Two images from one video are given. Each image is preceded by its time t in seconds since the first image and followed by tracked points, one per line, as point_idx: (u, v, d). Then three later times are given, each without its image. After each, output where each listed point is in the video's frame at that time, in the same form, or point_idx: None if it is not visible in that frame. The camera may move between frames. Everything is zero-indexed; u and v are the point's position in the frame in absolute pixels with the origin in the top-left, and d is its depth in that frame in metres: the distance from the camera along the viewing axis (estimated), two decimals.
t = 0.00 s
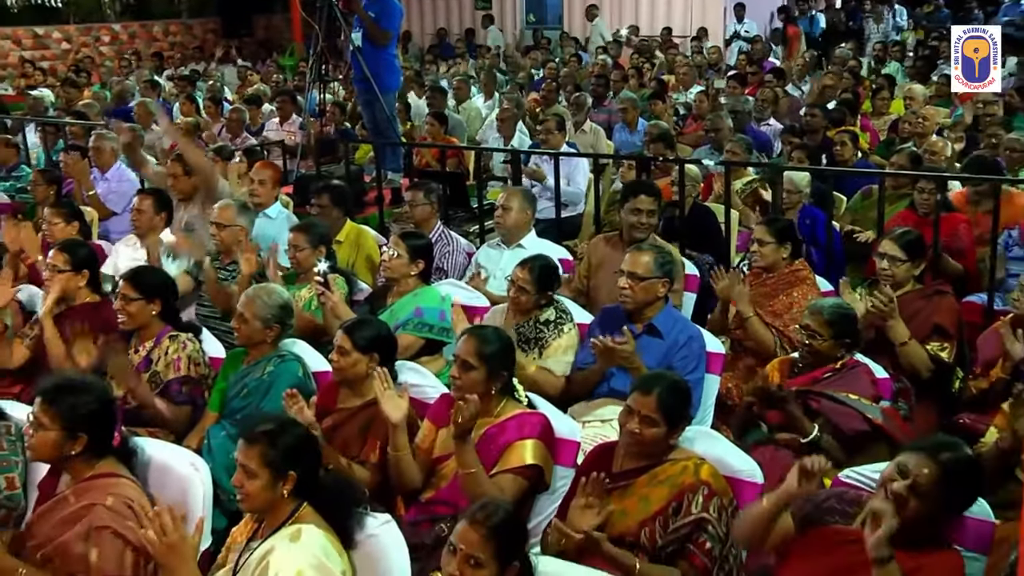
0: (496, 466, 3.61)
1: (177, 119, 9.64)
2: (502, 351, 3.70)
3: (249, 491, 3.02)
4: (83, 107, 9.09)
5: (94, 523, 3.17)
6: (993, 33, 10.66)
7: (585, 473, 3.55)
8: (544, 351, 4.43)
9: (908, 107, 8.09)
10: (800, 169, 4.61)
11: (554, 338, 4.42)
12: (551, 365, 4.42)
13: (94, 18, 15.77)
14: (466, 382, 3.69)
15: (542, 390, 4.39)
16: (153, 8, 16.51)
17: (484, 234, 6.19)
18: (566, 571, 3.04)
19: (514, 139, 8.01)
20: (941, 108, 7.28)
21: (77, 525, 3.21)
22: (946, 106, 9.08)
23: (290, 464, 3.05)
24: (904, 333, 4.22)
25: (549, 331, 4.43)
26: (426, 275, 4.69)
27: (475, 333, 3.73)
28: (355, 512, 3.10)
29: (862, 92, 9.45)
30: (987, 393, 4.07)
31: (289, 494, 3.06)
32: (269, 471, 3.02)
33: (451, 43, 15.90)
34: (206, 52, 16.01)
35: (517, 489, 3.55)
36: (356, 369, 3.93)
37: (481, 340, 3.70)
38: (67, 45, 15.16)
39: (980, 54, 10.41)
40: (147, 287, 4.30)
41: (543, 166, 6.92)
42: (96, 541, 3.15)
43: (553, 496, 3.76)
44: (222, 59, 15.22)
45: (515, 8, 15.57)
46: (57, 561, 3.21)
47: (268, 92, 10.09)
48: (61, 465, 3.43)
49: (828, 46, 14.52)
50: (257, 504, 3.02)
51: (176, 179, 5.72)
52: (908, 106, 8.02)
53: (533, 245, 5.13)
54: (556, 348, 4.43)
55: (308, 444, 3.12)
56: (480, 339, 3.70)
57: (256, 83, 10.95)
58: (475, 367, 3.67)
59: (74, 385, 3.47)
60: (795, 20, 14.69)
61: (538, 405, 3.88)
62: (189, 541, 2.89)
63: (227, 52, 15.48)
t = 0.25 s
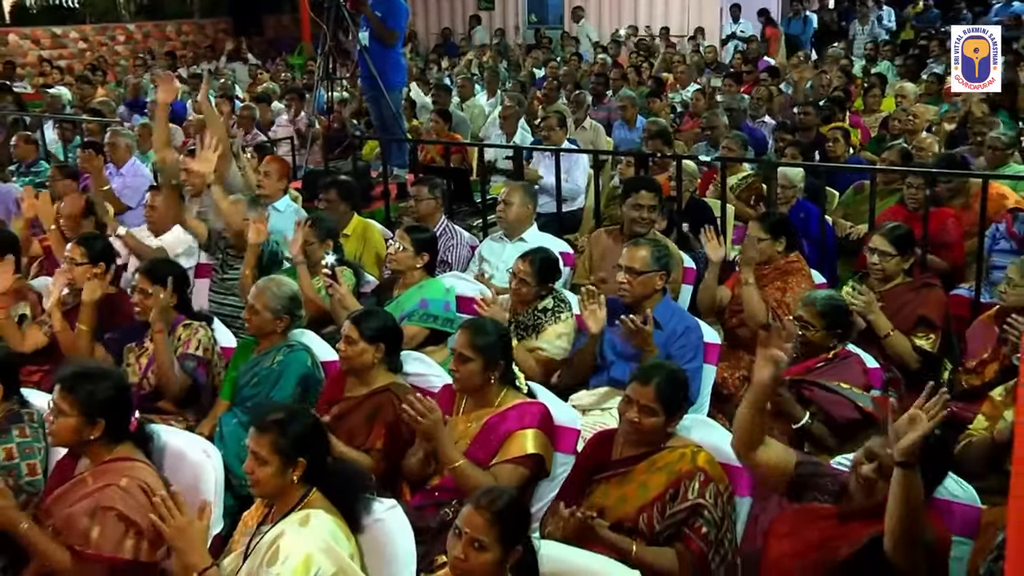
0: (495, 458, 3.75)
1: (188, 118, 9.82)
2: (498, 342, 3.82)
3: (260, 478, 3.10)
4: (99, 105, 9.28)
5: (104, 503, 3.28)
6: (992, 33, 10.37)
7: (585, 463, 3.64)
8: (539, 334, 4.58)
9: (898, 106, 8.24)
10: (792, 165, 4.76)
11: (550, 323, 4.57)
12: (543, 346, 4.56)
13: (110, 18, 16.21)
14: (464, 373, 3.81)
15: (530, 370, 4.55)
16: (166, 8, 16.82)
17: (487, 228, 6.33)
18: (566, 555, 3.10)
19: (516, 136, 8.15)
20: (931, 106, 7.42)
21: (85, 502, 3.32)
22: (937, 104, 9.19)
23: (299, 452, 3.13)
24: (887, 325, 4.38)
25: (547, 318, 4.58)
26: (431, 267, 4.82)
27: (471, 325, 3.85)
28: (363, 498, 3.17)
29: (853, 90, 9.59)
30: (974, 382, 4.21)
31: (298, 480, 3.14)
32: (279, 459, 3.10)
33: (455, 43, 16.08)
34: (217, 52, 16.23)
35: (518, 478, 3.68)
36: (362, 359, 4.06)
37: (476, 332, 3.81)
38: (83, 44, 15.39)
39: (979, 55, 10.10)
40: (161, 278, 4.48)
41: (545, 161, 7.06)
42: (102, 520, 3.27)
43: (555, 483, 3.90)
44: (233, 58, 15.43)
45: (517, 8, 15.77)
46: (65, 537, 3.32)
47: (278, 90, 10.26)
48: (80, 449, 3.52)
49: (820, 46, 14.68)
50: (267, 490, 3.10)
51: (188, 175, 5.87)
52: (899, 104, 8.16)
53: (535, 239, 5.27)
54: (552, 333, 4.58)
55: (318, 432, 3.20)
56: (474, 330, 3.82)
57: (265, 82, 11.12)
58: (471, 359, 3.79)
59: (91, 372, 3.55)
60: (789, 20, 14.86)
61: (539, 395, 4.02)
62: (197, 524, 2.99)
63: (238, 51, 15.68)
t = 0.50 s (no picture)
0: (498, 444, 3.88)
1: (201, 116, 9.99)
2: (500, 332, 3.96)
3: (271, 466, 3.21)
4: (117, 105, 9.46)
5: (126, 491, 3.42)
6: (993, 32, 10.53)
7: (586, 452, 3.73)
8: (548, 335, 4.69)
9: (892, 105, 8.38)
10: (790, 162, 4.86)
11: (558, 322, 4.69)
12: (555, 349, 4.69)
13: (126, 20, 16.06)
14: (467, 362, 3.96)
15: (547, 372, 4.68)
16: (180, 9, 16.89)
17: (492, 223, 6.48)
18: (569, 540, 3.17)
19: (519, 133, 8.31)
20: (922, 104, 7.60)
21: (106, 491, 3.45)
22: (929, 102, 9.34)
23: (309, 441, 3.24)
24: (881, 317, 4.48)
25: (553, 316, 4.70)
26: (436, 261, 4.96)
27: (475, 316, 3.98)
28: (371, 485, 3.27)
29: (846, 90, 9.75)
30: (963, 372, 4.35)
31: (308, 468, 3.24)
32: (290, 447, 3.21)
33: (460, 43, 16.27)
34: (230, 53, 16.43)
35: (520, 465, 3.80)
36: (370, 351, 4.19)
37: (480, 322, 3.95)
38: (101, 45, 15.53)
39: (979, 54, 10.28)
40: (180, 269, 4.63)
41: (548, 158, 7.20)
42: (123, 508, 3.40)
43: (557, 471, 4.02)
44: (246, 58, 15.64)
45: (521, 8, 15.95)
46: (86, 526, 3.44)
47: (287, 89, 10.40)
48: (97, 437, 3.65)
49: (816, 47, 14.85)
50: (278, 478, 3.21)
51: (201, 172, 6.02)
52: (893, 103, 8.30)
53: (538, 234, 5.41)
54: (560, 332, 4.70)
55: (327, 420, 3.31)
56: (478, 320, 3.96)
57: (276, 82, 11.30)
58: (474, 348, 3.93)
59: (108, 361, 3.69)
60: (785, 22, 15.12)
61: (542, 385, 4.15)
62: (206, 513, 3.04)
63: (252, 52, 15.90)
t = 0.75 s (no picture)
0: (507, 430, 4.02)
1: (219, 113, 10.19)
2: (506, 322, 4.09)
3: (286, 452, 3.34)
4: (138, 102, 9.68)
5: (145, 474, 3.56)
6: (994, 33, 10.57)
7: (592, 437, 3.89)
8: (554, 324, 4.85)
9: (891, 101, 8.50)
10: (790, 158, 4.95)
11: (564, 312, 4.85)
12: (560, 337, 4.84)
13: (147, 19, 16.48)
14: (475, 351, 4.09)
15: (553, 360, 4.82)
16: (199, 9, 17.21)
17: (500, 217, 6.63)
18: (575, 525, 3.27)
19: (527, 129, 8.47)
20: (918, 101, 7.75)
21: (126, 474, 3.58)
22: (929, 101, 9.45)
23: (322, 428, 3.35)
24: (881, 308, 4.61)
25: (560, 306, 4.85)
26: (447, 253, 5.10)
27: (482, 306, 4.12)
28: (382, 470, 3.41)
29: (845, 87, 9.88)
30: (956, 361, 4.46)
31: (321, 454, 3.37)
32: (304, 434, 3.33)
33: (470, 42, 16.48)
34: (246, 52, 16.69)
35: (527, 450, 3.95)
36: (382, 340, 4.33)
37: (487, 312, 4.09)
38: (122, 44, 15.83)
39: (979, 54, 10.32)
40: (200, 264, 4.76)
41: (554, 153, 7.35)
42: (143, 491, 3.54)
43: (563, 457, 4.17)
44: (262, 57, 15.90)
45: (529, 8, 16.17)
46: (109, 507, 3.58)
47: (302, 86, 10.59)
48: (118, 423, 3.80)
49: (816, 44, 14.98)
50: (292, 463, 3.34)
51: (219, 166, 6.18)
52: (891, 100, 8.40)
53: (545, 227, 5.55)
54: (566, 321, 4.86)
55: (340, 407, 3.42)
56: (485, 310, 4.10)
57: (292, 80, 11.50)
58: (482, 338, 4.07)
59: (129, 350, 3.82)
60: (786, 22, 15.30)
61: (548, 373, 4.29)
62: (219, 504, 3.12)
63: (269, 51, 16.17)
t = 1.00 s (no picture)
0: (516, 419, 4.18)
1: (239, 108, 10.40)
2: (515, 312, 4.26)
3: (303, 436, 3.50)
4: (162, 97, 9.91)
5: (168, 457, 3.70)
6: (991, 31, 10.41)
7: (599, 424, 4.04)
8: (561, 313, 5.01)
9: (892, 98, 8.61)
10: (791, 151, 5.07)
11: (572, 302, 5.00)
12: (566, 326, 5.00)
13: (170, 17, 17.04)
14: (485, 341, 4.25)
15: (557, 348, 4.98)
16: (220, 8, 17.58)
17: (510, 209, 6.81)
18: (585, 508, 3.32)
19: (535, 125, 8.67)
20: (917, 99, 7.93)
21: (150, 456, 3.72)
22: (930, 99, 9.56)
23: (338, 413, 3.50)
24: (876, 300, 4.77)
25: (567, 296, 5.00)
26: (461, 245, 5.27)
27: (491, 297, 4.28)
28: (396, 452, 3.57)
29: (846, 85, 10.01)
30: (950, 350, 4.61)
31: (337, 438, 3.53)
32: (320, 418, 3.48)
33: (482, 40, 16.71)
34: (265, 48, 16.96)
35: (537, 437, 4.12)
36: (398, 327, 4.50)
37: (494, 303, 4.25)
38: (147, 42, 16.31)
39: (978, 53, 10.15)
40: (218, 257, 4.90)
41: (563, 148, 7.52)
42: (167, 472, 3.68)
43: (572, 441, 4.33)
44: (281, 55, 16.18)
45: (539, 6, 16.49)
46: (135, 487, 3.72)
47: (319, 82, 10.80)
48: (142, 406, 3.96)
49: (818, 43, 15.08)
50: (310, 448, 3.50)
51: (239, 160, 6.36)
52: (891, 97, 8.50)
53: (554, 219, 5.70)
54: (574, 310, 5.01)
55: (354, 392, 3.57)
56: (493, 301, 4.26)
57: (310, 76, 11.72)
58: (491, 328, 4.23)
59: (152, 337, 3.97)
60: (789, 21, 15.45)
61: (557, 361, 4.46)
62: (242, 480, 3.29)
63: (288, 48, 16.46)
